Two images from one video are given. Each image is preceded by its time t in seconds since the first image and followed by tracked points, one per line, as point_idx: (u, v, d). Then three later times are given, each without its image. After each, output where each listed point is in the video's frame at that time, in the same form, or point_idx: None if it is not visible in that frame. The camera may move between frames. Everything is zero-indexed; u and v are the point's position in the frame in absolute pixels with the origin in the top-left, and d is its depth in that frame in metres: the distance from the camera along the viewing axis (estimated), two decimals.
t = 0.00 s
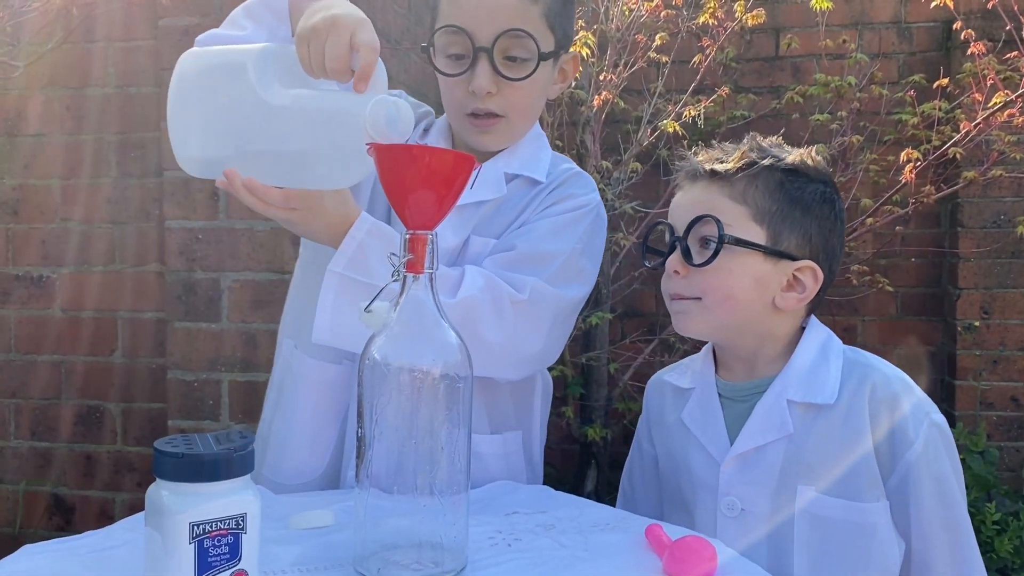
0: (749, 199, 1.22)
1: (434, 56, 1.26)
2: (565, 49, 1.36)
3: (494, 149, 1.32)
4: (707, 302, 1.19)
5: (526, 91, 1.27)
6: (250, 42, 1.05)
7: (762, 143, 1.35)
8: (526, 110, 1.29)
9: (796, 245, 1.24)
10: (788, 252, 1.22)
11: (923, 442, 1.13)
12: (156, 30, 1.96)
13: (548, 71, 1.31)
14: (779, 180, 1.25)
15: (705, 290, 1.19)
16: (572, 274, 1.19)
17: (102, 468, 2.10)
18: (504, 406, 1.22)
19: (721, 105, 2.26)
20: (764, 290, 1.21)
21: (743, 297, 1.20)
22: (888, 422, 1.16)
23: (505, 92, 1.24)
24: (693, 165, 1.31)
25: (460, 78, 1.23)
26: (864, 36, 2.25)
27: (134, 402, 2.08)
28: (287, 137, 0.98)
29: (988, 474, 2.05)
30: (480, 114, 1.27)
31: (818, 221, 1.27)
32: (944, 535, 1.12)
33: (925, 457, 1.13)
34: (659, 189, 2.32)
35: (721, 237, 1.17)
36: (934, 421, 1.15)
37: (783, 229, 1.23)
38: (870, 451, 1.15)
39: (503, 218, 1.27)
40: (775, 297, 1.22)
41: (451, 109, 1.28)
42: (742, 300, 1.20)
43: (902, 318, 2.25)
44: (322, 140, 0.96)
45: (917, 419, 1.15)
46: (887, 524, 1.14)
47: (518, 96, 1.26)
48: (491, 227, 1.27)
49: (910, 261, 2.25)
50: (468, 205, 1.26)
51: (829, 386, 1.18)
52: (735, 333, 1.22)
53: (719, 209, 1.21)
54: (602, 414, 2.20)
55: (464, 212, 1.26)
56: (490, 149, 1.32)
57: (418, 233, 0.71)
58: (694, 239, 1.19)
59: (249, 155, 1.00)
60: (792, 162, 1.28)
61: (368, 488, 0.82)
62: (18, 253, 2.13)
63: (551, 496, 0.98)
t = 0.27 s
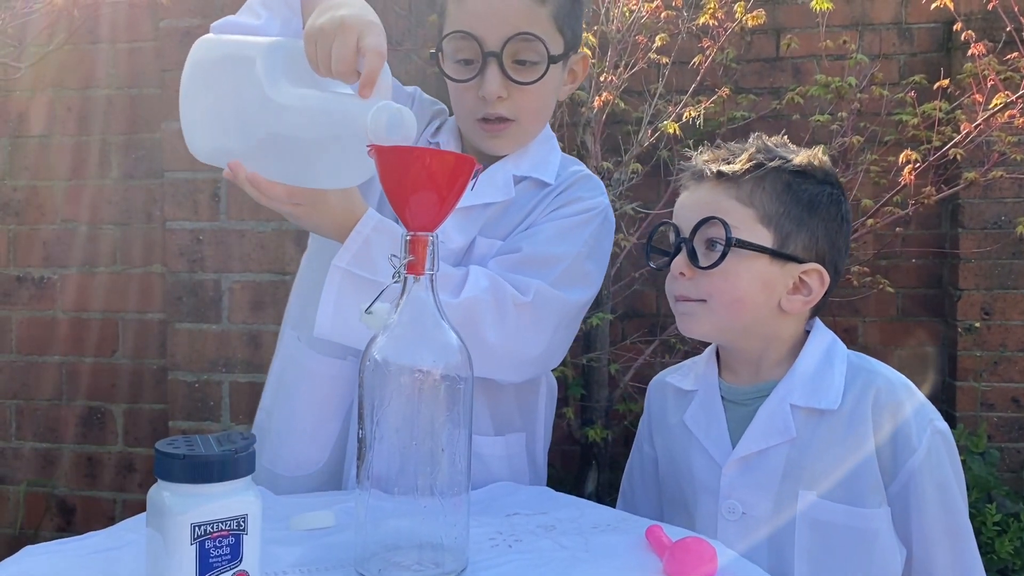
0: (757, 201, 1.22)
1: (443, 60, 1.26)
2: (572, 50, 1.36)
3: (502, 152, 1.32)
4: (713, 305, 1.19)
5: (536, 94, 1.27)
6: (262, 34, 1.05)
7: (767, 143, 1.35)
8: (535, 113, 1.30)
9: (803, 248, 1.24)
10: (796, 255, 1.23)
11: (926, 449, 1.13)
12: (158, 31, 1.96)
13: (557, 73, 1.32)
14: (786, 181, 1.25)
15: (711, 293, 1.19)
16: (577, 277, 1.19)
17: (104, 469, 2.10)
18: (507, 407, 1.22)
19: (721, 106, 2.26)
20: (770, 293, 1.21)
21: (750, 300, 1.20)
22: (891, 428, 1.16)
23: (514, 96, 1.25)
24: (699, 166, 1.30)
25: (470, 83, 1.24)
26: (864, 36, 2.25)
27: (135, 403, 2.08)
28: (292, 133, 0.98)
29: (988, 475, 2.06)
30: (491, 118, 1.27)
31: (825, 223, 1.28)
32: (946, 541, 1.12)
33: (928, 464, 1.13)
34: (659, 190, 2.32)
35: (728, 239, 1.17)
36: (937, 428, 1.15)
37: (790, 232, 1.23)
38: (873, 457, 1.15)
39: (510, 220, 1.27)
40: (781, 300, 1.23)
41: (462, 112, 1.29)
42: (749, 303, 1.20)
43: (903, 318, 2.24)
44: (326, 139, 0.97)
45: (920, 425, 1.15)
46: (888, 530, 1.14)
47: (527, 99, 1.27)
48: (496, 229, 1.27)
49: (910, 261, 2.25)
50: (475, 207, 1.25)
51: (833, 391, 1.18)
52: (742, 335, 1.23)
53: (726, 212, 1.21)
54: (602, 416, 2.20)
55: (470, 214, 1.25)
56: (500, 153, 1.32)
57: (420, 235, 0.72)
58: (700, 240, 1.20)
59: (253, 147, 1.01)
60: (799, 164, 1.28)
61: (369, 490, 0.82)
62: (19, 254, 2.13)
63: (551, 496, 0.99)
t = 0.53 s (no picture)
0: (758, 201, 1.22)
1: (449, 59, 1.26)
2: (580, 50, 1.36)
3: (510, 153, 1.32)
4: (714, 306, 1.20)
5: (543, 94, 1.28)
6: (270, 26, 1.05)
7: (770, 143, 1.35)
8: (543, 112, 1.30)
9: (807, 248, 1.24)
10: (799, 255, 1.23)
11: (927, 453, 1.12)
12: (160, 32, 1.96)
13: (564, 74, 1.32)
14: (789, 181, 1.24)
15: (713, 295, 1.19)
16: (581, 277, 1.19)
17: (105, 470, 2.10)
18: (510, 408, 1.21)
19: (723, 106, 2.26)
20: (774, 294, 1.21)
21: (752, 302, 1.20)
22: (893, 432, 1.16)
23: (521, 95, 1.25)
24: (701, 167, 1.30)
25: (477, 83, 1.24)
26: (866, 36, 2.25)
27: (136, 403, 2.08)
28: (291, 126, 0.98)
29: (990, 476, 2.05)
30: (496, 118, 1.27)
31: (829, 222, 1.27)
32: (947, 547, 1.12)
33: (929, 469, 1.12)
34: (661, 190, 2.32)
35: (729, 240, 1.17)
36: (940, 432, 1.14)
37: (794, 232, 1.23)
38: (874, 461, 1.15)
39: (515, 219, 1.27)
40: (785, 300, 1.23)
41: (467, 112, 1.29)
42: (751, 304, 1.20)
43: (906, 319, 2.24)
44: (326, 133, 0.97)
45: (922, 429, 1.14)
46: (888, 534, 1.13)
47: (534, 99, 1.27)
48: (501, 228, 1.27)
49: (912, 262, 2.24)
50: (481, 206, 1.25)
51: (835, 393, 1.18)
52: (746, 336, 1.23)
53: (727, 212, 1.21)
54: (604, 416, 2.20)
55: (474, 214, 1.24)
56: (505, 153, 1.32)
57: (422, 236, 0.72)
58: (702, 240, 1.20)
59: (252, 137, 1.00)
60: (801, 163, 1.28)
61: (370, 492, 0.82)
62: (21, 255, 2.13)
63: (553, 498, 0.98)
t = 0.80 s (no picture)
0: (771, 203, 1.22)
1: (454, 60, 1.27)
2: (586, 54, 1.37)
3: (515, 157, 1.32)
4: (730, 312, 1.20)
5: (548, 99, 1.28)
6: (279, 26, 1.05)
7: (778, 142, 1.35)
8: (548, 118, 1.30)
9: (820, 249, 1.24)
10: (812, 255, 1.23)
11: (934, 457, 1.12)
12: (164, 32, 1.96)
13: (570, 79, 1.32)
14: (799, 181, 1.25)
15: (729, 300, 1.19)
16: (586, 278, 1.19)
17: (109, 470, 2.10)
18: (518, 407, 1.22)
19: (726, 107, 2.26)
20: (788, 295, 1.22)
21: (768, 306, 1.20)
22: (897, 435, 1.15)
23: (526, 100, 1.25)
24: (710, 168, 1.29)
25: (482, 86, 1.25)
26: (869, 37, 2.25)
27: (140, 404, 2.08)
28: (298, 124, 0.98)
29: (994, 476, 2.06)
30: (502, 121, 1.27)
31: (839, 222, 1.27)
32: (952, 550, 1.11)
33: (935, 473, 1.12)
34: (664, 190, 2.32)
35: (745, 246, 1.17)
36: (947, 435, 1.13)
37: (805, 233, 1.23)
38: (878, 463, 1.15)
39: (522, 218, 1.27)
40: (800, 300, 1.23)
41: (473, 115, 1.29)
42: (766, 308, 1.20)
43: (909, 319, 2.23)
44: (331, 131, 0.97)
45: (929, 432, 1.13)
46: (891, 537, 1.14)
47: (539, 104, 1.27)
48: (507, 227, 1.27)
49: (914, 262, 2.23)
50: (487, 206, 1.25)
51: (840, 394, 1.18)
52: (760, 338, 1.24)
53: (739, 215, 1.21)
54: (607, 416, 2.21)
55: (479, 214, 1.24)
56: (508, 155, 1.32)
57: (429, 235, 0.73)
58: (716, 245, 1.19)
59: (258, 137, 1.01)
60: (811, 163, 1.28)
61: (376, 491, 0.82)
62: (25, 255, 2.14)
63: (558, 497, 0.98)
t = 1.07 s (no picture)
0: (823, 183, 1.21)
1: (470, 46, 1.27)
2: (602, 43, 1.37)
3: (530, 140, 1.32)
4: (787, 299, 1.21)
5: (562, 82, 1.28)
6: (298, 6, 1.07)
7: (830, 118, 1.33)
8: (562, 102, 1.30)
9: (878, 224, 1.22)
10: (871, 232, 1.21)
11: (1003, 450, 1.09)
12: (184, 39, 1.99)
13: (584, 64, 1.32)
14: (850, 160, 1.22)
15: (784, 286, 1.21)
16: (599, 263, 1.18)
17: (149, 472, 2.15)
18: (541, 393, 1.23)
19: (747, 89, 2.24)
20: (850, 277, 1.21)
21: (827, 289, 1.20)
22: (967, 425, 1.13)
23: (540, 82, 1.25)
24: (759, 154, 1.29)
25: (496, 70, 1.25)
26: (891, 11, 2.21)
27: (176, 406, 2.12)
28: (321, 104, 0.99)
29: None
30: (516, 103, 1.27)
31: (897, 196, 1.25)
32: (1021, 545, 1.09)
33: (1004, 465, 1.09)
34: (687, 176, 2.30)
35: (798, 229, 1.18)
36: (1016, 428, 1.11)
37: (862, 209, 1.21)
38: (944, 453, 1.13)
39: (534, 208, 1.28)
40: (863, 279, 1.22)
41: (487, 100, 1.29)
42: (826, 291, 1.20)
43: (939, 297, 2.19)
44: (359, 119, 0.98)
45: (998, 424, 1.11)
46: (955, 528, 1.11)
47: (554, 87, 1.27)
48: (520, 218, 1.28)
49: (945, 239, 2.19)
50: (501, 198, 1.26)
51: (909, 381, 1.16)
52: (820, 324, 1.23)
53: (794, 199, 1.21)
54: (638, 404, 2.21)
55: (494, 207, 1.25)
56: (522, 140, 1.32)
57: (452, 229, 0.73)
58: (770, 230, 1.20)
59: (282, 119, 1.00)
60: (863, 139, 1.25)
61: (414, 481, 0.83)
62: (59, 264, 2.18)
63: (588, 485, 0.99)
